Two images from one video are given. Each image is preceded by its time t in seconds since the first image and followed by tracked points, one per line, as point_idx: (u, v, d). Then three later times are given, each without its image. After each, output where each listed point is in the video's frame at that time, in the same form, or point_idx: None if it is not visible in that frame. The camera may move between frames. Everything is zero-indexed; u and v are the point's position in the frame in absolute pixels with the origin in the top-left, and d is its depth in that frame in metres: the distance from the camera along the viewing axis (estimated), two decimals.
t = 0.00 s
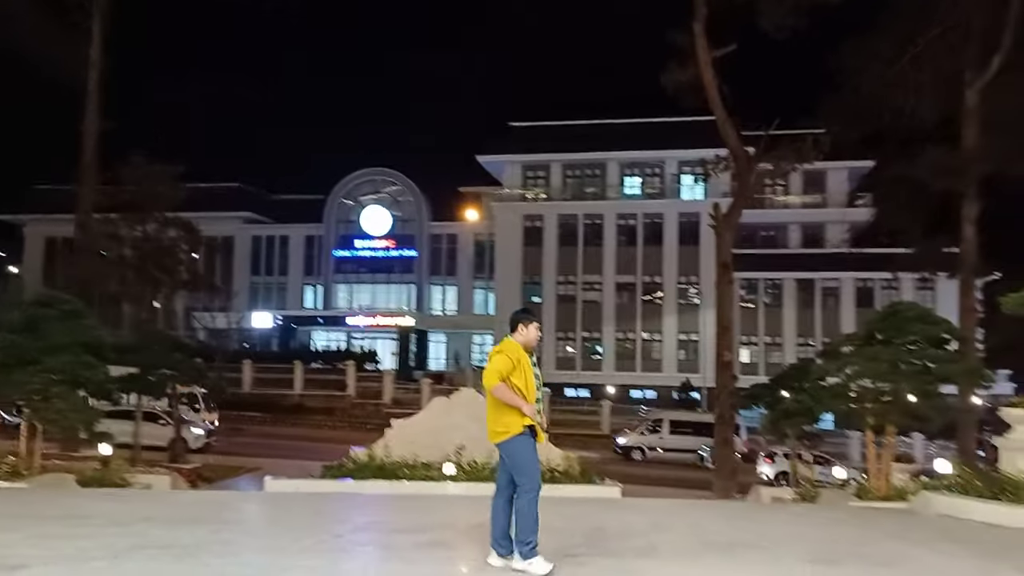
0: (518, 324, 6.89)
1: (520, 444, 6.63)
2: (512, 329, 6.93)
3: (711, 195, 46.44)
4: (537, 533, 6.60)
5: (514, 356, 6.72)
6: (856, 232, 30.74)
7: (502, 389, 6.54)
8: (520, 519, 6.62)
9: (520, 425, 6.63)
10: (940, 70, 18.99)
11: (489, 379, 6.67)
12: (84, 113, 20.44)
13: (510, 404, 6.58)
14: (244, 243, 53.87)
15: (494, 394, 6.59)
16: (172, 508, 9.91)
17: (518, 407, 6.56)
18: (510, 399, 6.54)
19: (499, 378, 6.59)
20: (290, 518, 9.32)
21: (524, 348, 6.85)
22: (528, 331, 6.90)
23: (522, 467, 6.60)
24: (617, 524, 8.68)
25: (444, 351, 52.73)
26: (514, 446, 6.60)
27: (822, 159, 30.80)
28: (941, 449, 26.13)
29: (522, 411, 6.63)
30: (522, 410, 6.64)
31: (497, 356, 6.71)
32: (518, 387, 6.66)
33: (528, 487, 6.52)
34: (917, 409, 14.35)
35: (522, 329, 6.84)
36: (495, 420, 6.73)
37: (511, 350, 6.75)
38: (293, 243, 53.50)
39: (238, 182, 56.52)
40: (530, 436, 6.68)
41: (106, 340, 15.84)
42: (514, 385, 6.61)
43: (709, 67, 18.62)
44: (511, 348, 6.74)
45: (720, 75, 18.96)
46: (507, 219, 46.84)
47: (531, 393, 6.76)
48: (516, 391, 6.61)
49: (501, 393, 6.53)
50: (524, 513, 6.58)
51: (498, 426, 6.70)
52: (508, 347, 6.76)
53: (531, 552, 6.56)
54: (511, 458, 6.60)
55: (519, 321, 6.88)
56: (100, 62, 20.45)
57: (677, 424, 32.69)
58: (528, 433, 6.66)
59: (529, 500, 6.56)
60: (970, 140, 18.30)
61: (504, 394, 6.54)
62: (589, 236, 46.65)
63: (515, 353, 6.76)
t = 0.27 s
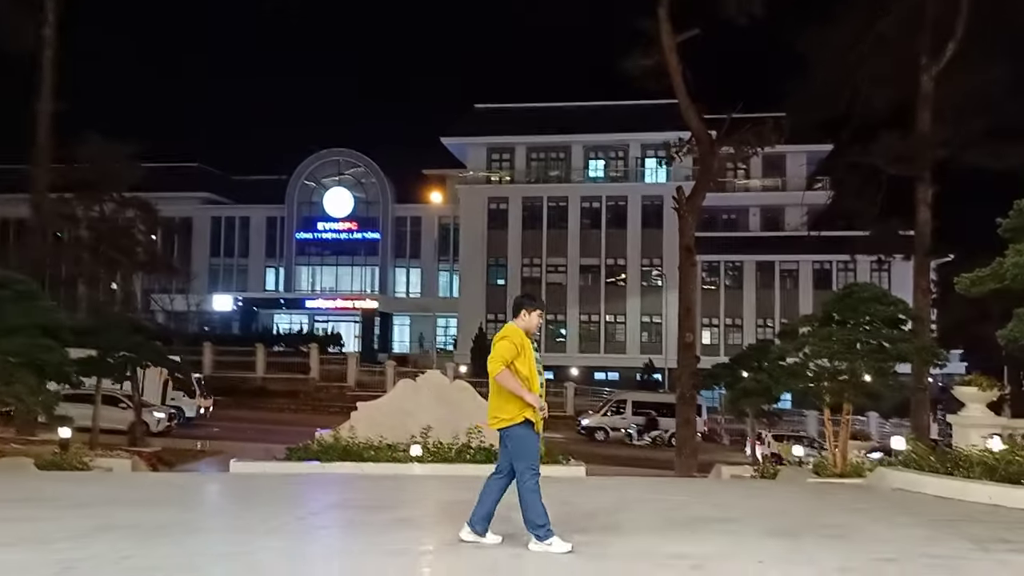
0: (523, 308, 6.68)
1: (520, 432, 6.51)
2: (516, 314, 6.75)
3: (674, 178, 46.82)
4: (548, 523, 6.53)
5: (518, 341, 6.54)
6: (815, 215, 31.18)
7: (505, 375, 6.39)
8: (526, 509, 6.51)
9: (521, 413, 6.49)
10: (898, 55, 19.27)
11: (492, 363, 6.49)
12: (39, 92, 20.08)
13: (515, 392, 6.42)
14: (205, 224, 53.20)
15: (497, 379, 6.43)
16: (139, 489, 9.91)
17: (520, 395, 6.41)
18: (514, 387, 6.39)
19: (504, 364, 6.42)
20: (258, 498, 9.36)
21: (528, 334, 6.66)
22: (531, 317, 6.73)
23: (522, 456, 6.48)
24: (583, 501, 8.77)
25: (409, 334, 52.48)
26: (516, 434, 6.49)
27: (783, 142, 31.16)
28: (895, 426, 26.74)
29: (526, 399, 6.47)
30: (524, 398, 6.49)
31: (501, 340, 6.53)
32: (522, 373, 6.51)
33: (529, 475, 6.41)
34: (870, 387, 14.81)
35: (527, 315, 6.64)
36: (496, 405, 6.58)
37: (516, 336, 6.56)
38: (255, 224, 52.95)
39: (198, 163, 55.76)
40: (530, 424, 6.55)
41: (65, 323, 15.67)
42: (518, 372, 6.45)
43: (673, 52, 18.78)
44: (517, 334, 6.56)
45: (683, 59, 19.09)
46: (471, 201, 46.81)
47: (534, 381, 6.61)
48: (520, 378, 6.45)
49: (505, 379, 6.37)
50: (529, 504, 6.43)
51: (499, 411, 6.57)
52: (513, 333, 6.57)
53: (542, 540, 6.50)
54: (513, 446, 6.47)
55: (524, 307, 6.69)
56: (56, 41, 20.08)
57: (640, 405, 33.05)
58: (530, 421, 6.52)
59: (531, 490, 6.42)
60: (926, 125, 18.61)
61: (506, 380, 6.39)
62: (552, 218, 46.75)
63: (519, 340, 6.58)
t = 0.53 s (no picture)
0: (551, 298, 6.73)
1: (543, 417, 6.59)
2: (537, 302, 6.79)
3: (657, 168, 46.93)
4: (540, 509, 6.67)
5: (548, 330, 6.59)
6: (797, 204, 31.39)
7: (540, 361, 6.43)
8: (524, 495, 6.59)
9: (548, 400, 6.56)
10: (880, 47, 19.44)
11: (523, 349, 6.52)
12: (17, 77, 19.84)
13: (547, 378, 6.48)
14: (186, 212, 52.82)
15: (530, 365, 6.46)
16: (126, 478, 9.93)
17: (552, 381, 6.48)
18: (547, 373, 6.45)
19: (538, 351, 6.46)
20: (245, 486, 9.41)
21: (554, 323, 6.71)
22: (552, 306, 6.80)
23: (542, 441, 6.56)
24: (570, 487, 8.89)
25: (391, 324, 52.91)
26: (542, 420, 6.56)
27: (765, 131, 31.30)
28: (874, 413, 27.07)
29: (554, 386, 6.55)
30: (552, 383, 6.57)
31: (531, 325, 6.56)
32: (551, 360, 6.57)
33: (533, 461, 6.50)
34: (851, 375, 14.81)
35: (556, 305, 6.69)
36: (522, 389, 6.64)
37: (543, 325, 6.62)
38: (237, 213, 52.65)
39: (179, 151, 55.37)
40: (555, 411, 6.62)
41: (46, 312, 15.60)
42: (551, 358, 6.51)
43: (658, 41, 18.80)
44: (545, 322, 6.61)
45: (668, 49, 19.14)
46: (455, 190, 46.75)
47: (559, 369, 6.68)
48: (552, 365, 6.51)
49: (540, 366, 6.42)
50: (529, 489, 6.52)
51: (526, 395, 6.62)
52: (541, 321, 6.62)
53: (532, 525, 6.60)
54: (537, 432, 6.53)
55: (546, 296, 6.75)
56: (34, 26, 19.88)
57: (623, 393, 33.22)
58: (554, 407, 6.62)
59: (531, 477, 6.51)
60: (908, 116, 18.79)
61: (540, 366, 6.43)
62: (536, 207, 46.74)
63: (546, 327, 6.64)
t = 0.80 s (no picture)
0: (588, 299, 6.70)
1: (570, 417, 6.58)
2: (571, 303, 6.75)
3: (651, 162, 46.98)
4: (541, 502, 6.68)
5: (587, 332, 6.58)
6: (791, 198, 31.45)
7: (582, 362, 6.41)
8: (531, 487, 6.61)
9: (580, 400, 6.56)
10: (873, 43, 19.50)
11: (563, 347, 6.47)
12: (8, 71, 19.77)
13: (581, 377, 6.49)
14: (178, 207, 52.69)
15: (572, 364, 6.43)
16: (122, 473, 9.96)
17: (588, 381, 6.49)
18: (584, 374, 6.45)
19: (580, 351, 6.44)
20: (241, 481, 9.45)
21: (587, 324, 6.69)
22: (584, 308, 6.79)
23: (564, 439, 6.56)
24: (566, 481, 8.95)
25: (386, 318, 52.51)
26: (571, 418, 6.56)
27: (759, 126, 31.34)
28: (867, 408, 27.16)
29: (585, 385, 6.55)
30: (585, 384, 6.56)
31: (572, 325, 6.51)
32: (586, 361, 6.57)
33: (549, 457, 6.51)
34: (845, 369, 14.88)
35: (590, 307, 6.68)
36: (553, 387, 6.60)
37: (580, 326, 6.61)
38: (230, 207, 52.53)
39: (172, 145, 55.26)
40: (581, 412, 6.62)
41: (39, 306, 15.60)
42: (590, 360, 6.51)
43: (653, 36, 18.87)
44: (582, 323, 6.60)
45: (662, 44, 19.16)
46: (449, 184, 46.72)
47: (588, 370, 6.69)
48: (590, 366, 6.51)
49: (583, 367, 6.40)
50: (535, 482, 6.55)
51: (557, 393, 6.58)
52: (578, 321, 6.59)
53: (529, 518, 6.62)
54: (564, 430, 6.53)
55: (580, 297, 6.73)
56: (25, 20, 19.83)
57: (616, 388, 33.30)
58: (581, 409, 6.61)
59: (543, 472, 6.53)
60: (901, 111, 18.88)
61: (582, 366, 6.41)
62: (530, 202, 46.71)
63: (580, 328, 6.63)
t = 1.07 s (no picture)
0: (617, 292, 6.71)
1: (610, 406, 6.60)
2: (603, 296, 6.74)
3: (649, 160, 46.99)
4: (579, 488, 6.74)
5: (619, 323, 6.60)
6: (788, 196, 31.48)
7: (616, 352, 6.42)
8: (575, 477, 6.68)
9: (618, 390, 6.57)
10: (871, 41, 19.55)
11: (595, 340, 6.50)
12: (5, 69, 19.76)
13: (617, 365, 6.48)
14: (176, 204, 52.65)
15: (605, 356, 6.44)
16: (120, 470, 9.97)
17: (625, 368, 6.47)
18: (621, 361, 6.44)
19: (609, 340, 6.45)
20: (239, 477, 9.46)
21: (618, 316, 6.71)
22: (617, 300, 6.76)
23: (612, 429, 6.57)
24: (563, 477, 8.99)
25: (384, 316, 52.52)
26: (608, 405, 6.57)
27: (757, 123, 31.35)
28: (864, 405, 27.19)
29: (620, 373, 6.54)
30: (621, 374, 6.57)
31: (603, 318, 6.53)
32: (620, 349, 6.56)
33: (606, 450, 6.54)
34: (841, 367, 14.85)
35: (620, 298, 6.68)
36: (589, 380, 6.61)
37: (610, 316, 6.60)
38: (227, 204, 52.49)
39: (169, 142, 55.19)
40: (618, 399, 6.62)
41: (36, 304, 15.61)
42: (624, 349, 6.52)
43: (650, 34, 18.90)
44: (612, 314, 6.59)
45: (660, 41, 19.18)
46: (447, 181, 46.71)
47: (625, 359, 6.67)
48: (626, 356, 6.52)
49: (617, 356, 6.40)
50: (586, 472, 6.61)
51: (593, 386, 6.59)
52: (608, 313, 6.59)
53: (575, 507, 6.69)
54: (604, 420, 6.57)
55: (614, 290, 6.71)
56: (22, 17, 19.84)
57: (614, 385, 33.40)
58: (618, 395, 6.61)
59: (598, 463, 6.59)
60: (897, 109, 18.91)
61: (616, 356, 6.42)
62: (527, 199, 46.70)
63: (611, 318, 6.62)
